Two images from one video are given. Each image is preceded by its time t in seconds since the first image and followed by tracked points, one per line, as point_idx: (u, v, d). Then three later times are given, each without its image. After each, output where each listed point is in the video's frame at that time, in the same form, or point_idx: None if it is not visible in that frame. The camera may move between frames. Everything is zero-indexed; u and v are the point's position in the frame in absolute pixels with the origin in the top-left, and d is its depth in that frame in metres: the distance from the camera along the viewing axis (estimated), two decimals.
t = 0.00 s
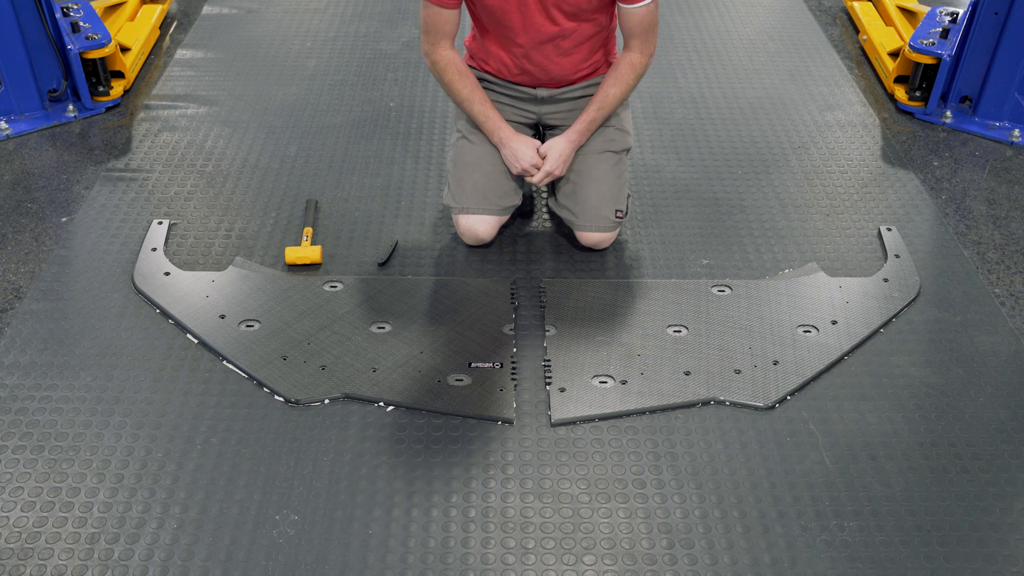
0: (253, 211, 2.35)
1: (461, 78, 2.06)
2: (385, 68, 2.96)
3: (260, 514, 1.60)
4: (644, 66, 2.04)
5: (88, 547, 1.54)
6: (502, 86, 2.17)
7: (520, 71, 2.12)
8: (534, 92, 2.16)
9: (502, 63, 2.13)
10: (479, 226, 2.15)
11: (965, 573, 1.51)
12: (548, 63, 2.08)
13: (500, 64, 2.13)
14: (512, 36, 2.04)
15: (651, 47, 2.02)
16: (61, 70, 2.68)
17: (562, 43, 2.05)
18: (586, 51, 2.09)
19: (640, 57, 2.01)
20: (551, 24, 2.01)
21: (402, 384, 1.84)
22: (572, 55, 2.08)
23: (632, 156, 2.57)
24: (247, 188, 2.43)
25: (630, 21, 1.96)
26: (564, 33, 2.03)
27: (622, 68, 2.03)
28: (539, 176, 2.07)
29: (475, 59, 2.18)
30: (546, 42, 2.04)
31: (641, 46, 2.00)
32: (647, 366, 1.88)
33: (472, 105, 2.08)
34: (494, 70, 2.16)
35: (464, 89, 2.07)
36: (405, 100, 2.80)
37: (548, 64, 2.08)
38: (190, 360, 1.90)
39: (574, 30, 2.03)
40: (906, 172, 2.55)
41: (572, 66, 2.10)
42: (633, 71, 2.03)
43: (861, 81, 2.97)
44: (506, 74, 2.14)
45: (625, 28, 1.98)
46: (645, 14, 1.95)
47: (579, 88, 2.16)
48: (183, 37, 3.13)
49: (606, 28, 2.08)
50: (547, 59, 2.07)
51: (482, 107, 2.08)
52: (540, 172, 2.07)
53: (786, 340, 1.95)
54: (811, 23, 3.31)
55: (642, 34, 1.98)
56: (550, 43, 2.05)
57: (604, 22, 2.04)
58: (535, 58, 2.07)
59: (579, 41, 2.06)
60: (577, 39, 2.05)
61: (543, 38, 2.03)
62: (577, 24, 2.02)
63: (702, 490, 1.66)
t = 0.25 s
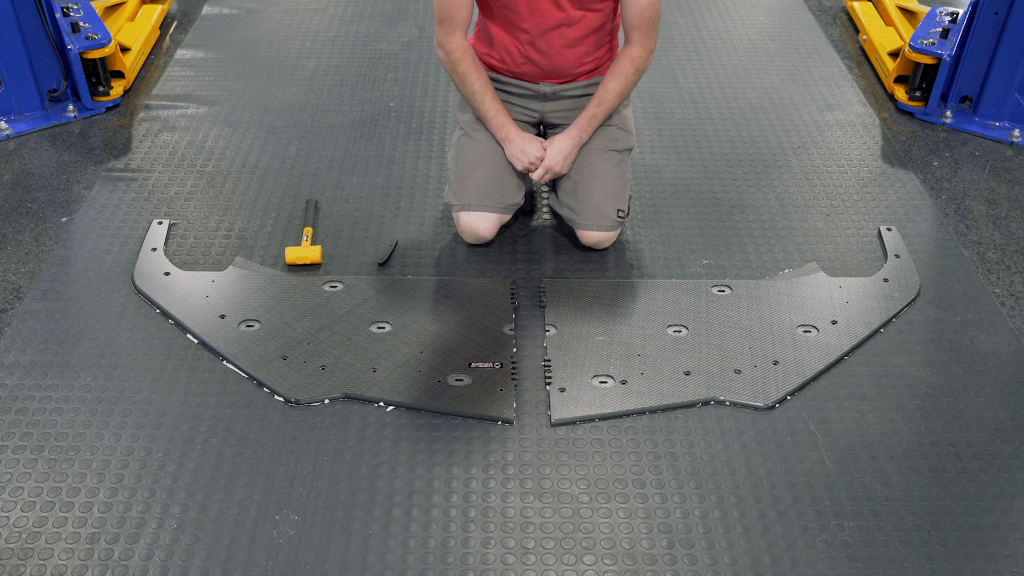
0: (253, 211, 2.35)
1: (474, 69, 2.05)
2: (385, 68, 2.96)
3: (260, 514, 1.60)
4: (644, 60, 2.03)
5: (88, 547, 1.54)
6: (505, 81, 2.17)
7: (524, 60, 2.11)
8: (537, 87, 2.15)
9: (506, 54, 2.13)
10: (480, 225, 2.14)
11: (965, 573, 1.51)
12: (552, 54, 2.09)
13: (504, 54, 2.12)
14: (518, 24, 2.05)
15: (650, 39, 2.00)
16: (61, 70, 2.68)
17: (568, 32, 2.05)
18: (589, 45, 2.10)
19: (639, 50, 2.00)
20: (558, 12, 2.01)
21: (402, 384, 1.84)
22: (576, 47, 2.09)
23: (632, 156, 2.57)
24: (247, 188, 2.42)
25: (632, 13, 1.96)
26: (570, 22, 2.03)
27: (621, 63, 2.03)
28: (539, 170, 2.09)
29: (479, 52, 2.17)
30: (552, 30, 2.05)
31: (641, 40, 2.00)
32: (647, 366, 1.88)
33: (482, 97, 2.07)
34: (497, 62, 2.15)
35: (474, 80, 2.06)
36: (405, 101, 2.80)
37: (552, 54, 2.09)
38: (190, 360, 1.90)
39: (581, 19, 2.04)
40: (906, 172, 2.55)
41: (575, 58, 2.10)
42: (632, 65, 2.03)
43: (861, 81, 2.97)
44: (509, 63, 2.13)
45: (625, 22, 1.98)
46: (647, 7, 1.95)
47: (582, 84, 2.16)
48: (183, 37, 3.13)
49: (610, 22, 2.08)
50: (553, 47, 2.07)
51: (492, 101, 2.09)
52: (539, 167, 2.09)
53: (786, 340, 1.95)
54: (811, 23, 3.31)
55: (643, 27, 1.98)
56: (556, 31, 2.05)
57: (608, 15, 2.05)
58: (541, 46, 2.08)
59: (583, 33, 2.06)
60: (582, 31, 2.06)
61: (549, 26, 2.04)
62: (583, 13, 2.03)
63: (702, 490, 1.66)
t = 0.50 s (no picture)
0: (253, 211, 2.35)
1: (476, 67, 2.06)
2: (385, 68, 2.96)
3: (260, 514, 1.60)
4: (648, 58, 2.05)
5: (88, 547, 1.54)
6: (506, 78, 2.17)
7: (525, 55, 2.11)
8: (538, 86, 2.15)
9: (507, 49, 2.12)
10: (479, 224, 2.14)
11: (965, 573, 1.51)
12: (553, 48, 2.09)
13: (505, 48, 2.12)
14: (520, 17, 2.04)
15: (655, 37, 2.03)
16: (61, 70, 2.68)
17: (569, 27, 2.05)
18: (590, 42, 2.10)
19: (643, 46, 2.03)
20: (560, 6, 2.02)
21: (402, 385, 1.84)
22: (577, 44, 2.09)
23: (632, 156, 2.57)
24: (247, 188, 2.42)
25: (637, 10, 2.00)
26: (573, 17, 2.04)
27: (626, 60, 2.05)
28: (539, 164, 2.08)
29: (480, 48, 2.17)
30: (553, 25, 2.05)
31: (645, 36, 2.03)
32: (647, 366, 1.88)
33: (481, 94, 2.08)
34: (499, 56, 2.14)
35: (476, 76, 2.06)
36: (405, 101, 2.80)
37: (553, 49, 2.09)
38: (190, 360, 1.90)
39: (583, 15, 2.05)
40: (906, 172, 2.55)
41: (576, 55, 2.10)
42: (636, 63, 2.05)
43: (861, 81, 2.97)
44: (511, 57, 2.13)
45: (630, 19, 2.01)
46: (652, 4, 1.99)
47: (583, 84, 2.16)
48: (183, 37, 3.13)
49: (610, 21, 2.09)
50: (554, 42, 2.07)
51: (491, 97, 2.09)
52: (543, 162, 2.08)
53: (786, 340, 1.95)
54: (811, 23, 3.31)
55: (647, 23, 2.01)
56: (558, 25, 2.05)
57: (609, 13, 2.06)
58: (543, 39, 2.07)
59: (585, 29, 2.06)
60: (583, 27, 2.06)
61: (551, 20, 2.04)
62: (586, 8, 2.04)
63: (702, 490, 1.66)
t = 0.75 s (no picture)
0: (253, 211, 2.35)
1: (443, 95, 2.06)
2: (385, 68, 2.96)
3: (260, 514, 1.60)
4: (636, 69, 2.01)
5: (88, 547, 1.54)
6: (502, 88, 2.18)
7: (518, 73, 2.12)
8: (533, 92, 2.16)
9: (502, 66, 2.14)
10: (478, 226, 2.14)
11: (965, 573, 1.51)
12: (545, 67, 2.09)
13: (500, 66, 2.14)
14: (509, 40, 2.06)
15: (641, 48, 1.97)
16: (61, 70, 2.68)
17: (558, 45, 2.05)
18: (583, 53, 2.08)
19: (630, 59, 1.98)
20: (547, 26, 2.01)
21: (402, 385, 1.84)
22: (569, 59, 2.08)
23: (632, 156, 2.57)
24: (247, 188, 2.42)
25: (620, 25, 1.93)
26: (560, 35, 2.03)
27: (613, 71, 2.00)
28: (533, 180, 2.00)
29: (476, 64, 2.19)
30: (541, 46, 2.05)
31: (632, 50, 1.97)
32: (647, 366, 1.88)
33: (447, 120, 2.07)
34: (496, 70, 2.17)
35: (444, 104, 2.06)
36: (406, 100, 2.80)
37: (545, 66, 2.09)
38: (190, 360, 1.90)
39: (571, 32, 2.03)
40: (906, 172, 2.55)
41: (571, 68, 2.10)
42: (623, 75, 2.00)
43: (861, 81, 2.97)
44: (507, 75, 2.15)
45: (613, 33, 1.96)
46: (635, 17, 1.91)
47: (577, 87, 2.15)
48: (183, 37, 3.13)
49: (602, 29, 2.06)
50: (543, 62, 2.07)
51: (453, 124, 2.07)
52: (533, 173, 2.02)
53: (786, 340, 1.95)
54: (811, 23, 3.31)
55: (633, 38, 1.95)
56: (546, 45, 2.05)
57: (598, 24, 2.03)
58: (532, 60, 2.08)
59: (575, 45, 2.05)
60: (574, 43, 2.05)
61: (539, 40, 2.04)
62: (573, 25, 2.02)
63: (702, 490, 1.66)
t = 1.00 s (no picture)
0: (253, 211, 2.35)
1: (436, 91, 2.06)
2: (385, 68, 2.96)
3: (260, 514, 1.60)
4: (635, 69, 2.01)
5: (88, 547, 1.54)
6: (502, 87, 2.17)
7: (518, 72, 2.12)
8: (533, 92, 2.16)
9: (502, 66, 2.14)
10: (478, 226, 2.14)
11: (965, 573, 1.51)
12: (544, 67, 2.09)
13: (499, 65, 2.14)
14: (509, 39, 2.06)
15: (641, 47, 1.97)
16: (61, 70, 2.68)
17: (557, 45, 2.05)
18: (583, 53, 2.08)
19: (630, 59, 1.98)
20: (546, 26, 2.01)
21: (402, 385, 1.84)
22: (569, 59, 2.08)
23: (632, 156, 2.57)
24: (247, 188, 2.43)
25: (620, 25, 1.93)
26: (560, 35, 2.03)
27: (613, 71, 2.00)
28: (532, 176, 1.99)
29: (475, 64, 2.19)
30: (541, 45, 2.05)
31: (631, 50, 1.97)
32: (647, 366, 1.88)
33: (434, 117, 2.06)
34: (495, 69, 2.17)
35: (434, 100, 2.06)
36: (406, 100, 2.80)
37: (545, 66, 2.09)
38: (190, 360, 1.90)
39: (570, 32, 2.03)
40: (906, 172, 2.55)
41: (570, 68, 2.10)
42: (623, 74, 2.00)
43: (861, 81, 2.97)
44: (507, 74, 2.15)
45: (613, 33, 1.96)
46: (635, 17, 1.91)
47: (577, 87, 2.15)
48: (183, 37, 3.13)
49: (602, 29, 2.06)
50: (543, 61, 2.07)
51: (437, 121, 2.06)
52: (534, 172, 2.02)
53: (786, 340, 1.95)
54: (811, 23, 3.31)
55: (632, 38, 1.95)
56: (546, 45, 2.05)
57: (598, 24, 2.03)
58: (532, 59, 2.08)
59: (575, 45, 2.05)
60: (574, 43, 2.05)
61: (539, 39, 2.04)
62: (572, 25, 2.02)
63: (702, 490, 1.66)
